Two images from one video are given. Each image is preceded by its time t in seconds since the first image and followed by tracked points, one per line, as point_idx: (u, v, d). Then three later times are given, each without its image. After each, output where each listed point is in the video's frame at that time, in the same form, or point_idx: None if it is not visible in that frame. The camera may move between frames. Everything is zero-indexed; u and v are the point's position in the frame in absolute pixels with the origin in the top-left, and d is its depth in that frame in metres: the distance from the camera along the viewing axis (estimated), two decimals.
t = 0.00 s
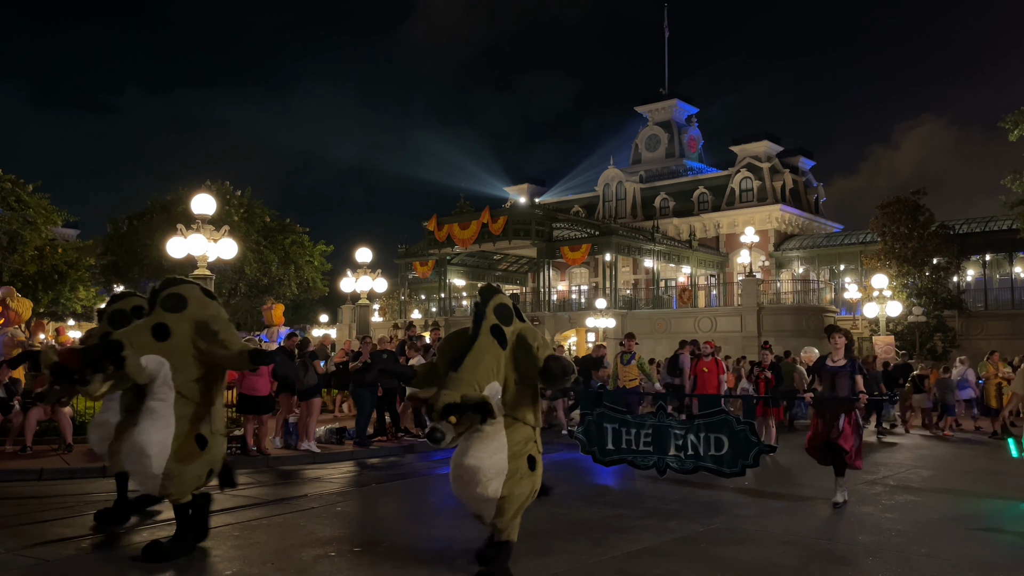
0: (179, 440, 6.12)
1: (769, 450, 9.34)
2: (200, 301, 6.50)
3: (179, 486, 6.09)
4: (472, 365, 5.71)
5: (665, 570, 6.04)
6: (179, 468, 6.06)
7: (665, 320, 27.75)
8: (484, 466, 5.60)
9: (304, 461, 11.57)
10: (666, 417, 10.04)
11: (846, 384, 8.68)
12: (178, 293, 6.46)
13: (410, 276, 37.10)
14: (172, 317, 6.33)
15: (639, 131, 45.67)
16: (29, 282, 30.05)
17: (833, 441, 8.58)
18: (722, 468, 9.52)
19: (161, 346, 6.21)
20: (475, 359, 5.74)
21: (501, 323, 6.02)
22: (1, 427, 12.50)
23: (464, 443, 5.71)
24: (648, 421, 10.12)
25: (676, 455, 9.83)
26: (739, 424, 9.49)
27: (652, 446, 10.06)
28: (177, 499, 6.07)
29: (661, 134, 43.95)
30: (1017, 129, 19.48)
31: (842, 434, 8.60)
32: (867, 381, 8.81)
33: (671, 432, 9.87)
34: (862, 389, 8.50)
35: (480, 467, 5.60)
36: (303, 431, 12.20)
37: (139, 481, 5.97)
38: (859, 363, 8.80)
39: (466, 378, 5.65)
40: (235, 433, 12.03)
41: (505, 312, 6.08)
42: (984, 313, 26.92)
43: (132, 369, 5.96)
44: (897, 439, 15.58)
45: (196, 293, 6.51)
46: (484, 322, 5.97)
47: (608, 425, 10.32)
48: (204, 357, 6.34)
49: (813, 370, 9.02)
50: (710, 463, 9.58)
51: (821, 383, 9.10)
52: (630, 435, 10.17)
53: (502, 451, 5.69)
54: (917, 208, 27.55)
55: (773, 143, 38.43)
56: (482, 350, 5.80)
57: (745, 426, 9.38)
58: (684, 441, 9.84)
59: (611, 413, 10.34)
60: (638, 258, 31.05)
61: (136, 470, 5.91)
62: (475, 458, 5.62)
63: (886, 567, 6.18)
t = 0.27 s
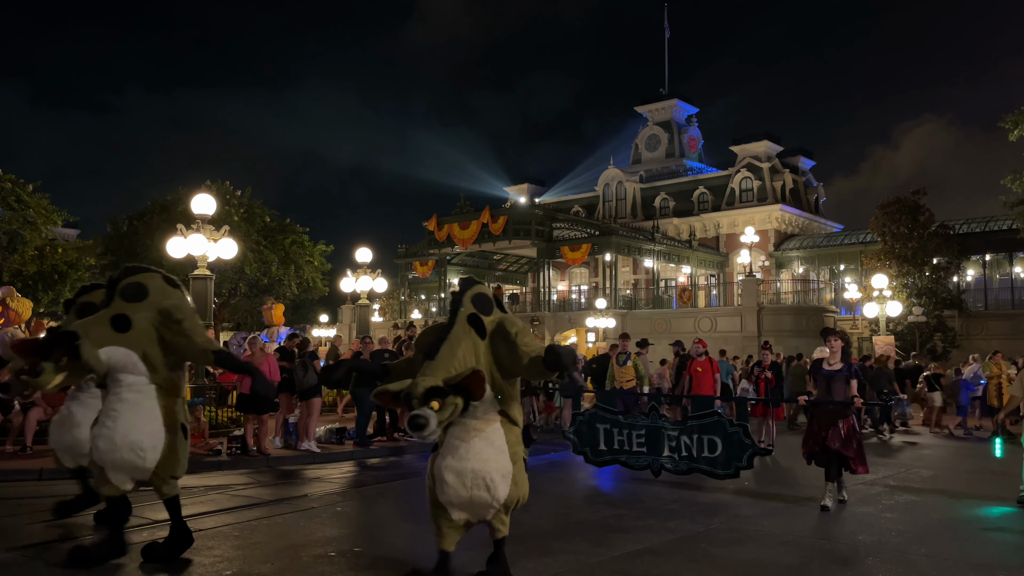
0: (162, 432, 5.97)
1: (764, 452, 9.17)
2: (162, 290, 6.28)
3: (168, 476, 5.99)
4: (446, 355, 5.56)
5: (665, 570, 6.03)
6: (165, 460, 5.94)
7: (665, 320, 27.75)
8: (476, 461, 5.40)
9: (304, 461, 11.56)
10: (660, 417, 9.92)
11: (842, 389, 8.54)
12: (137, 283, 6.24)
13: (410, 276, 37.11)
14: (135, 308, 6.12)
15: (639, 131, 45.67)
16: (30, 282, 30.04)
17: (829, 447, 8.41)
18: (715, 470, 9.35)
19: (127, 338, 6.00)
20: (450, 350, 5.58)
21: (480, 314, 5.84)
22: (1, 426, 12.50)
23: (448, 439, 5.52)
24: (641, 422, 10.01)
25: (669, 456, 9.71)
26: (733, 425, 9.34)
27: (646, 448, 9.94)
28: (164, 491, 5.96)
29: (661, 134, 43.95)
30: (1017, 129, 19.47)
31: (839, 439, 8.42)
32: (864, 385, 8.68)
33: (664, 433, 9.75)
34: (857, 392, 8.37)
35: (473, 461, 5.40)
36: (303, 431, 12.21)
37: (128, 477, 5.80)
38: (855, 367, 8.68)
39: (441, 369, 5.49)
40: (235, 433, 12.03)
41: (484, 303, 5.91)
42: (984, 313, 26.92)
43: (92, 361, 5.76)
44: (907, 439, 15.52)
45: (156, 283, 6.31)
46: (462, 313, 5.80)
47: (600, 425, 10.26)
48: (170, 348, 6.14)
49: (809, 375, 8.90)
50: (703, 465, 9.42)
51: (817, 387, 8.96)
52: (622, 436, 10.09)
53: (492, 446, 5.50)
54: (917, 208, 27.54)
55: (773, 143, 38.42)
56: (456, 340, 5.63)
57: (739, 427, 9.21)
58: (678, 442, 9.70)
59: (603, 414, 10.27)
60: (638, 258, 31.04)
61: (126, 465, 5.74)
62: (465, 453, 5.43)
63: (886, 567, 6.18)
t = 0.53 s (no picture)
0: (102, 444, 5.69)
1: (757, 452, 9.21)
2: (130, 297, 6.01)
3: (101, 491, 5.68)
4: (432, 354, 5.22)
5: (666, 570, 6.04)
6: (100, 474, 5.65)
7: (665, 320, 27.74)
8: (453, 470, 5.15)
9: (304, 461, 11.56)
10: (653, 417, 9.95)
11: (838, 387, 8.44)
12: (107, 288, 5.99)
13: (410, 276, 37.10)
14: (100, 312, 5.87)
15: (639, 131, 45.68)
16: (29, 282, 30.02)
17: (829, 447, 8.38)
18: (709, 470, 9.39)
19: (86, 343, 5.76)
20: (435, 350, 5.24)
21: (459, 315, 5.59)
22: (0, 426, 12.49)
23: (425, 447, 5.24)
24: (634, 422, 10.03)
25: (663, 457, 9.75)
26: (726, 425, 9.40)
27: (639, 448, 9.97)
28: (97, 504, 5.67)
29: (661, 134, 43.95)
30: (1017, 128, 19.47)
31: (837, 438, 8.39)
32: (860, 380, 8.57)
33: (658, 433, 9.80)
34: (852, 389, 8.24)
35: (450, 470, 5.14)
36: (303, 432, 12.21)
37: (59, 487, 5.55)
38: (851, 362, 8.52)
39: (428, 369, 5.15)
40: (235, 433, 12.02)
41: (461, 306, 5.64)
42: (984, 312, 26.92)
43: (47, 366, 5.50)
44: (924, 438, 15.52)
45: (125, 288, 6.05)
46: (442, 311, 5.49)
47: (593, 426, 10.26)
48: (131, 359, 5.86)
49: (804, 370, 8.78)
50: (697, 465, 9.46)
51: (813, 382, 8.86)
52: (615, 436, 10.09)
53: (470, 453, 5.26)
54: (917, 208, 27.53)
55: (773, 143, 38.43)
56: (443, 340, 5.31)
57: (732, 427, 9.26)
58: (671, 442, 9.75)
59: (597, 414, 10.27)
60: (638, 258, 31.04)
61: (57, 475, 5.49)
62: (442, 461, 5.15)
63: (887, 567, 6.18)
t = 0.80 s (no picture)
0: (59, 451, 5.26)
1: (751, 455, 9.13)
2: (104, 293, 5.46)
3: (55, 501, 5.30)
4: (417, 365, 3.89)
5: (666, 570, 6.03)
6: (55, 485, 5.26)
7: (665, 320, 27.76)
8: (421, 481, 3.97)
9: (304, 461, 11.56)
10: (647, 419, 9.87)
11: (836, 386, 8.39)
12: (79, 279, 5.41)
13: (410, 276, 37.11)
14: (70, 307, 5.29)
15: (639, 131, 45.69)
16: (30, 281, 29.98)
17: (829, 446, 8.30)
18: (702, 473, 9.31)
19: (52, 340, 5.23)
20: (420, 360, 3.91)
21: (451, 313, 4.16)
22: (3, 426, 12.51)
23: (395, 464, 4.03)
24: (628, 424, 9.95)
25: (656, 459, 9.67)
26: (720, 427, 9.30)
27: (632, 450, 9.89)
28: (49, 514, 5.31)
29: (661, 134, 43.96)
30: (1017, 128, 19.46)
31: (836, 438, 8.32)
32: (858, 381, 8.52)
33: (652, 434, 9.72)
34: (850, 388, 8.20)
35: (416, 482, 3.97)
36: (303, 431, 12.21)
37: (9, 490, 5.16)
38: (848, 361, 8.48)
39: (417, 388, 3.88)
40: (235, 433, 12.02)
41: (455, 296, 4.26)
42: (984, 312, 26.93)
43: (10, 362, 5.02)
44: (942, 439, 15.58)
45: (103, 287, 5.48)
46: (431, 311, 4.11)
47: (585, 427, 10.19)
48: (100, 364, 5.35)
49: (801, 370, 8.73)
50: (690, 467, 9.38)
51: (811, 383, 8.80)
52: (608, 438, 10.03)
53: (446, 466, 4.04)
54: (917, 208, 27.53)
55: (773, 143, 38.45)
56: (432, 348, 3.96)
57: (728, 429, 9.18)
58: (665, 444, 9.68)
59: (589, 415, 10.20)
60: (638, 258, 31.05)
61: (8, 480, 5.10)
62: (412, 473, 3.98)
63: (887, 567, 6.18)
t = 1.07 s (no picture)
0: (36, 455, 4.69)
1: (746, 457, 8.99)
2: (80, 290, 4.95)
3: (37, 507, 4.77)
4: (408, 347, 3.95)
5: (666, 570, 6.04)
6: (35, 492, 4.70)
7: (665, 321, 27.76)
8: (427, 479, 3.76)
9: (304, 461, 11.57)
10: (640, 421, 9.82)
11: (832, 390, 8.31)
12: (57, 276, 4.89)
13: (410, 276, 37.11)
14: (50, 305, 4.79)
15: (639, 131, 45.70)
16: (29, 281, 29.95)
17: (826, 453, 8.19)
18: (696, 475, 9.21)
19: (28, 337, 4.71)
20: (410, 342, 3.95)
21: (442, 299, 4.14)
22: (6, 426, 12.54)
23: (389, 458, 3.84)
24: (620, 425, 9.91)
25: (649, 460, 9.62)
26: (714, 429, 9.21)
27: (624, 451, 9.85)
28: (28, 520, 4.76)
29: (661, 134, 43.97)
30: (1017, 128, 19.45)
31: (833, 444, 8.20)
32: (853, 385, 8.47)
33: (644, 436, 9.66)
34: (848, 393, 8.14)
35: (423, 479, 3.75)
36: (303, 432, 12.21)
37: None
38: (844, 365, 8.44)
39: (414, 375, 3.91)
40: (235, 433, 12.03)
41: (447, 285, 4.21)
42: (984, 313, 26.93)
43: None
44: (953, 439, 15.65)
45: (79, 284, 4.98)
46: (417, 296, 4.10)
47: (577, 428, 10.22)
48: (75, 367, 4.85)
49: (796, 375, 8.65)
50: (683, 469, 9.30)
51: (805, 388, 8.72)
52: (600, 439, 10.04)
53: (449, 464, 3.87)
54: (917, 208, 27.52)
55: (773, 143, 38.45)
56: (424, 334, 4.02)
57: (721, 431, 9.08)
58: (658, 446, 9.61)
59: (581, 416, 10.22)
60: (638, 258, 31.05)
61: None
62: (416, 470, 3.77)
63: (887, 567, 6.18)
